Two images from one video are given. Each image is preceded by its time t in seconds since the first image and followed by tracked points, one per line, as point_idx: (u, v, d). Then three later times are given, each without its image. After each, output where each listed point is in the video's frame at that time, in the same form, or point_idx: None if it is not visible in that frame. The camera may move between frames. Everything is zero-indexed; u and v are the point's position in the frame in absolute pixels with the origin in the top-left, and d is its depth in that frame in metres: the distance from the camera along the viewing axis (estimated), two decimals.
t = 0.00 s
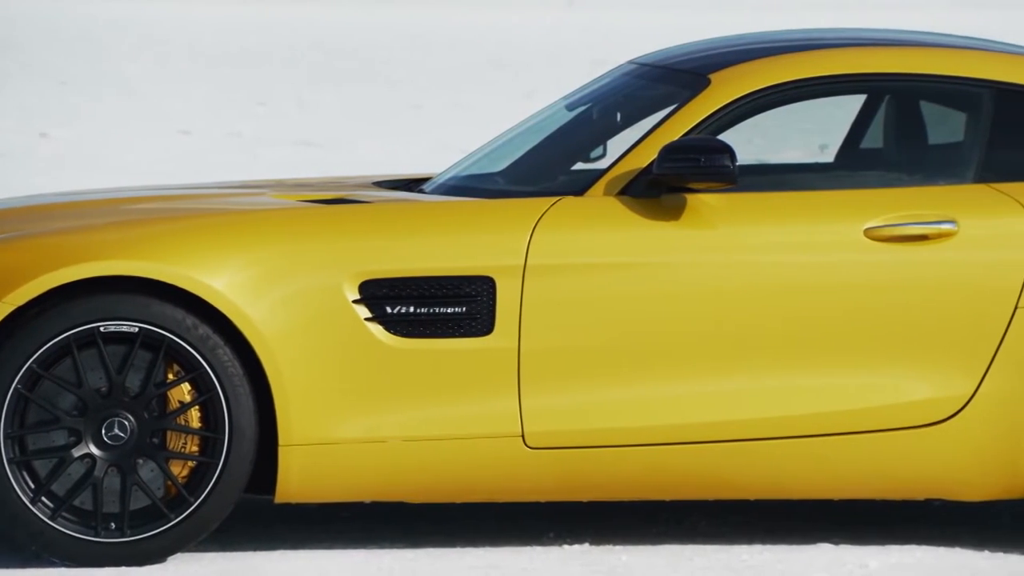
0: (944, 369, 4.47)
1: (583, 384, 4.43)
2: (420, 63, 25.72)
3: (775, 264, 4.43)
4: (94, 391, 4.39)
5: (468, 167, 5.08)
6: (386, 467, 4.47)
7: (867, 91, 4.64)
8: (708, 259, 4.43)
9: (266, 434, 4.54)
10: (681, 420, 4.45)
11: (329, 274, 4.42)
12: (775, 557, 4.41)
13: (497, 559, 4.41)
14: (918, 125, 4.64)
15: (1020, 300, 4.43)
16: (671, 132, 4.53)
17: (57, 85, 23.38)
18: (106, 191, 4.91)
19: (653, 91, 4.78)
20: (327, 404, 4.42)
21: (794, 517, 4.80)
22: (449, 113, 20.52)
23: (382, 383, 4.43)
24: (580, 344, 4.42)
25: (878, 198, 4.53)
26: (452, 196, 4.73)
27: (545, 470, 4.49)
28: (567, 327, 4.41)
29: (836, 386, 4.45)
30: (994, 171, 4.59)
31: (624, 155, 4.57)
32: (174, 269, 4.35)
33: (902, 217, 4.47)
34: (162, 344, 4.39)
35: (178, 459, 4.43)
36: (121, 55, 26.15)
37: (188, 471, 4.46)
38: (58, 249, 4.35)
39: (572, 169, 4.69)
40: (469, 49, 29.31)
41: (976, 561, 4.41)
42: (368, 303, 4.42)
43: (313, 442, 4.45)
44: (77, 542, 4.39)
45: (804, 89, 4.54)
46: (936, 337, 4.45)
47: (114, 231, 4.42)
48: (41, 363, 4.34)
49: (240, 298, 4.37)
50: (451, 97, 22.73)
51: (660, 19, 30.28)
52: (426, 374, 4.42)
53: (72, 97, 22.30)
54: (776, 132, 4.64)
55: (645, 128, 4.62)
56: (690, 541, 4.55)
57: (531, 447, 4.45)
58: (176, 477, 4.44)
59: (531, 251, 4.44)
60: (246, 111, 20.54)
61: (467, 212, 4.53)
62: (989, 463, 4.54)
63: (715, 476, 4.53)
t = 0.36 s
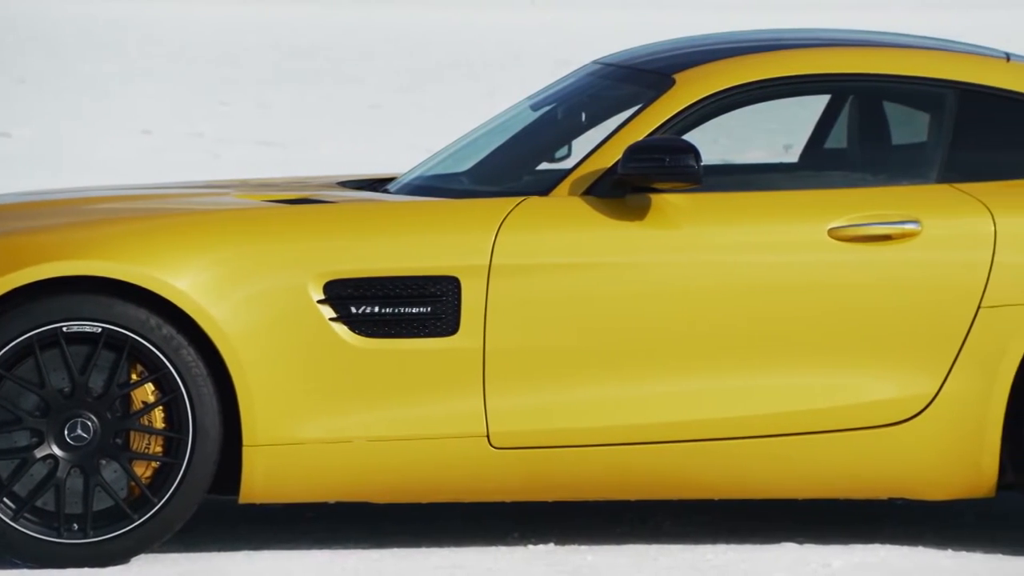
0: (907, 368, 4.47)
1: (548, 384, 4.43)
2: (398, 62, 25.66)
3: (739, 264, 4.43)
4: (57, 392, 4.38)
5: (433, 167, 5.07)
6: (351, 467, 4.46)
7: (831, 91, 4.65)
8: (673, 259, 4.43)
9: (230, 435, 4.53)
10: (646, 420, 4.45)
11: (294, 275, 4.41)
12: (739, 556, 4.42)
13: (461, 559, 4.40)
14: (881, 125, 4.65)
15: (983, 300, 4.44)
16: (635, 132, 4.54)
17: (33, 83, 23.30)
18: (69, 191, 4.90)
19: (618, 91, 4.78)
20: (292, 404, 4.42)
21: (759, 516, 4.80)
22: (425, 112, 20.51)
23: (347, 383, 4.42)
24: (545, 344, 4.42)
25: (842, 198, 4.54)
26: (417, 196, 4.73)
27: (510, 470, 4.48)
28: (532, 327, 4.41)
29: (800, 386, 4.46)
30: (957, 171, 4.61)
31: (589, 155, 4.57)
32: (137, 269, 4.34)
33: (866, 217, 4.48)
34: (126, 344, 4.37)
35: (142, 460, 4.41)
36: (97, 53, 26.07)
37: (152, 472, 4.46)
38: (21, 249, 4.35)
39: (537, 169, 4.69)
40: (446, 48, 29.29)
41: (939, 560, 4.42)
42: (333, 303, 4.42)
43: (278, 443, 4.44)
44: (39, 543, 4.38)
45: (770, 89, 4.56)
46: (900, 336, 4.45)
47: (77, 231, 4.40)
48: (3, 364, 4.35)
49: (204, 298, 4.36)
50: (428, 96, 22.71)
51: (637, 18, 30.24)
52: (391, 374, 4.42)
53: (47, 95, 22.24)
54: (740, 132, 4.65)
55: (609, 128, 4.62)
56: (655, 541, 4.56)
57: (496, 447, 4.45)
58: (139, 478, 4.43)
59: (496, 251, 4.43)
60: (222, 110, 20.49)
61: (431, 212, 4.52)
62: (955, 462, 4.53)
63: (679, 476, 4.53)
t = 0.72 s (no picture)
0: (869, 368, 4.48)
1: (511, 383, 4.43)
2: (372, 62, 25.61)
3: (702, 264, 4.44)
4: (18, 392, 4.37)
5: (396, 167, 5.06)
6: (314, 467, 4.45)
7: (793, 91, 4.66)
8: (635, 259, 4.44)
9: (192, 435, 4.52)
10: (609, 419, 4.45)
11: (256, 274, 4.40)
12: (701, 556, 4.43)
13: (424, 559, 4.40)
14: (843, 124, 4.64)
15: (944, 300, 4.45)
16: (598, 132, 4.54)
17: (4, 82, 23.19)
18: (30, 191, 4.88)
19: (581, 90, 4.78)
20: (254, 405, 4.41)
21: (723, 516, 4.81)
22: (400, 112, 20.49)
23: (311, 383, 4.42)
24: (507, 344, 4.42)
25: (805, 198, 4.54)
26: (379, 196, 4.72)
27: (473, 470, 4.48)
28: (495, 327, 4.41)
29: (763, 386, 4.47)
30: (919, 171, 4.62)
31: (552, 155, 4.57)
32: (98, 269, 4.32)
33: (828, 217, 4.48)
34: (87, 344, 4.36)
35: (103, 460, 4.41)
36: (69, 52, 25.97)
37: (113, 472, 4.45)
38: None
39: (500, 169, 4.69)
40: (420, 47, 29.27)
41: (901, 559, 4.43)
42: (295, 303, 4.41)
43: (241, 443, 4.43)
44: None
45: (734, 89, 4.57)
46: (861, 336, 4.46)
47: (38, 231, 4.39)
48: None
49: (166, 298, 4.34)
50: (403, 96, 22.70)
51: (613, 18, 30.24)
52: (354, 374, 4.41)
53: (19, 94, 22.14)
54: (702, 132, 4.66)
55: (572, 128, 4.62)
56: (618, 540, 4.56)
57: (459, 447, 4.45)
58: (101, 478, 4.42)
59: (459, 251, 4.43)
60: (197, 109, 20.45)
61: (394, 212, 4.52)
62: (917, 461, 4.55)
63: (643, 476, 4.53)
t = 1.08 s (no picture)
0: (831, 368, 4.49)
1: (474, 384, 4.42)
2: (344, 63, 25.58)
3: (665, 264, 4.44)
4: None
5: (358, 167, 5.06)
6: (277, 468, 4.44)
7: (756, 91, 4.67)
8: (598, 259, 4.44)
9: (154, 436, 4.50)
10: (573, 419, 4.45)
11: (218, 274, 4.39)
12: (665, 555, 4.43)
13: (388, 559, 4.40)
14: (805, 124, 4.64)
15: (906, 300, 4.47)
16: (562, 132, 4.54)
17: None
18: None
19: (544, 90, 4.78)
20: (217, 405, 4.40)
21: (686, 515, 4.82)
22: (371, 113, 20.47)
23: (274, 384, 4.40)
24: (470, 344, 4.41)
25: (767, 198, 4.55)
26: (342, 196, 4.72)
27: (436, 470, 4.47)
28: (458, 327, 4.40)
29: (726, 386, 4.47)
30: (881, 172, 4.63)
31: (516, 155, 4.57)
32: (60, 269, 4.30)
33: (790, 217, 4.49)
34: (47, 345, 4.35)
35: (64, 461, 4.39)
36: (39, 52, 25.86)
37: (74, 473, 4.43)
38: None
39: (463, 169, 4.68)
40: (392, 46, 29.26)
41: (863, 558, 4.45)
42: (258, 303, 4.40)
43: (203, 444, 4.41)
44: None
45: (698, 89, 4.58)
46: (824, 336, 4.47)
47: None
48: None
49: (128, 299, 4.32)
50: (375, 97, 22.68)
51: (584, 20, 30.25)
52: (317, 374, 4.40)
53: None
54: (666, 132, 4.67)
55: (536, 128, 4.62)
56: (581, 540, 4.56)
57: (423, 447, 4.44)
58: (62, 479, 4.41)
59: (422, 251, 4.42)
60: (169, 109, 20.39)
61: (357, 212, 4.51)
62: (880, 461, 4.56)
63: (606, 476, 4.53)
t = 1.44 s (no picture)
0: (795, 367, 4.50)
1: (438, 384, 4.42)
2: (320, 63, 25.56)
3: (629, 264, 4.45)
4: None
5: (322, 167, 5.05)
6: (241, 468, 4.43)
7: (721, 91, 4.68)
8: (563, 259, 4.44)
9: (118, 436, 4.49)
10: (537, 419, 4.45)
11: (182, 274, 4.38)
12: (630, 555, 4.44)
13: (353, 559, 4.39)
14: (770, 124, 4.65)
15: (871, 299, 4.48)
16: (527, 132, 4.54)
17: None
18: None
19: (508, 90, 4.78)
20: (181, 405, 4.38)
21: (650, 515, 4.82)
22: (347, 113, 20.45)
23: (238, 384, 4.39)
24: (435, 344, 4.41)
25: (732, 198, 4.55)
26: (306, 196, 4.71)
27: (401, 470, 4.47)
28: (422, 328, 4.40)
29: (690, 385, 4.47)
30: (845, 172, 4.64)
31: (481, 155, 4.57)
32: (22, 269, 4.29)
33: (754, 217, 4.49)
34: (10, 345, 4.34)
35: (26, 461, 4.38)
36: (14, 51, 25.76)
37: (37, 474, 4.41)
38: None
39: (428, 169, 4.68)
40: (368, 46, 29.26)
41: (827, 558, 4.45)
42: (222, 303, 4.39)
43: (167, 444, 4.40)
44: None
45: (663, 89, 4.59)
46: (787, 335, 4.48)
47: None
48: None
49: (91, 298, 4.31)
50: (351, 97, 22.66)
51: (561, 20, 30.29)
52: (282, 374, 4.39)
53: None
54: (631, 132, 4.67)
55: (501, 128, 4.62)
56: (546, 540, 4.56)
57: (388, 447, 4.43)
58: (24, 480, 4.39)
59: (387, 251, 4.42)
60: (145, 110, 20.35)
61: (322, 212, 4.50)
62: (845, 460, 4.57)
63: (571, 476, 4.53)
